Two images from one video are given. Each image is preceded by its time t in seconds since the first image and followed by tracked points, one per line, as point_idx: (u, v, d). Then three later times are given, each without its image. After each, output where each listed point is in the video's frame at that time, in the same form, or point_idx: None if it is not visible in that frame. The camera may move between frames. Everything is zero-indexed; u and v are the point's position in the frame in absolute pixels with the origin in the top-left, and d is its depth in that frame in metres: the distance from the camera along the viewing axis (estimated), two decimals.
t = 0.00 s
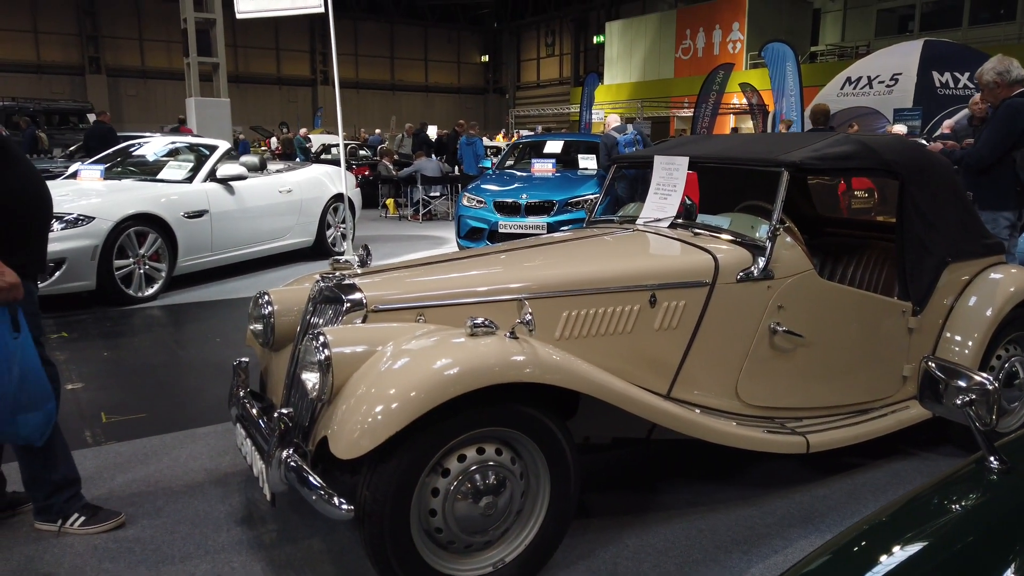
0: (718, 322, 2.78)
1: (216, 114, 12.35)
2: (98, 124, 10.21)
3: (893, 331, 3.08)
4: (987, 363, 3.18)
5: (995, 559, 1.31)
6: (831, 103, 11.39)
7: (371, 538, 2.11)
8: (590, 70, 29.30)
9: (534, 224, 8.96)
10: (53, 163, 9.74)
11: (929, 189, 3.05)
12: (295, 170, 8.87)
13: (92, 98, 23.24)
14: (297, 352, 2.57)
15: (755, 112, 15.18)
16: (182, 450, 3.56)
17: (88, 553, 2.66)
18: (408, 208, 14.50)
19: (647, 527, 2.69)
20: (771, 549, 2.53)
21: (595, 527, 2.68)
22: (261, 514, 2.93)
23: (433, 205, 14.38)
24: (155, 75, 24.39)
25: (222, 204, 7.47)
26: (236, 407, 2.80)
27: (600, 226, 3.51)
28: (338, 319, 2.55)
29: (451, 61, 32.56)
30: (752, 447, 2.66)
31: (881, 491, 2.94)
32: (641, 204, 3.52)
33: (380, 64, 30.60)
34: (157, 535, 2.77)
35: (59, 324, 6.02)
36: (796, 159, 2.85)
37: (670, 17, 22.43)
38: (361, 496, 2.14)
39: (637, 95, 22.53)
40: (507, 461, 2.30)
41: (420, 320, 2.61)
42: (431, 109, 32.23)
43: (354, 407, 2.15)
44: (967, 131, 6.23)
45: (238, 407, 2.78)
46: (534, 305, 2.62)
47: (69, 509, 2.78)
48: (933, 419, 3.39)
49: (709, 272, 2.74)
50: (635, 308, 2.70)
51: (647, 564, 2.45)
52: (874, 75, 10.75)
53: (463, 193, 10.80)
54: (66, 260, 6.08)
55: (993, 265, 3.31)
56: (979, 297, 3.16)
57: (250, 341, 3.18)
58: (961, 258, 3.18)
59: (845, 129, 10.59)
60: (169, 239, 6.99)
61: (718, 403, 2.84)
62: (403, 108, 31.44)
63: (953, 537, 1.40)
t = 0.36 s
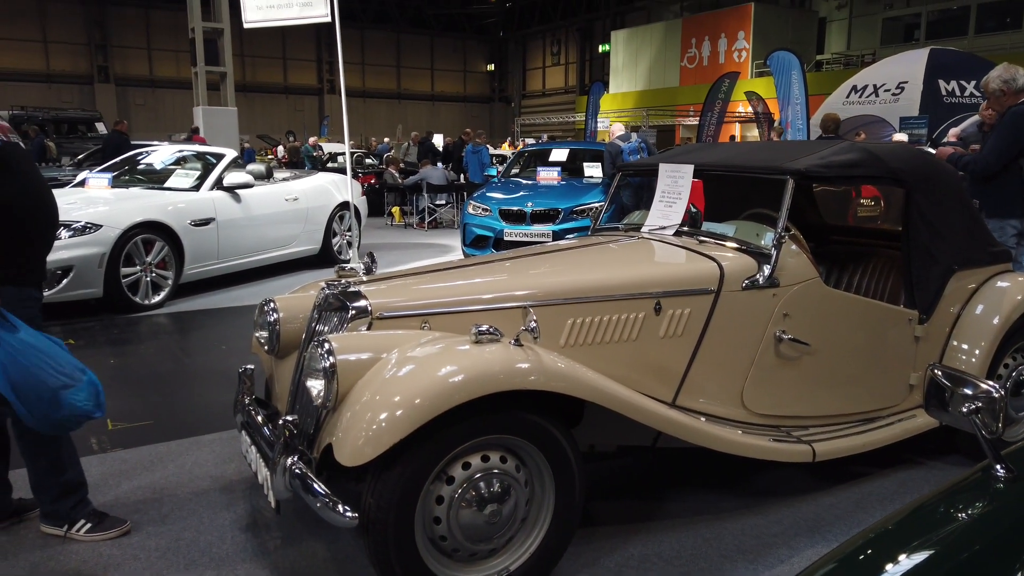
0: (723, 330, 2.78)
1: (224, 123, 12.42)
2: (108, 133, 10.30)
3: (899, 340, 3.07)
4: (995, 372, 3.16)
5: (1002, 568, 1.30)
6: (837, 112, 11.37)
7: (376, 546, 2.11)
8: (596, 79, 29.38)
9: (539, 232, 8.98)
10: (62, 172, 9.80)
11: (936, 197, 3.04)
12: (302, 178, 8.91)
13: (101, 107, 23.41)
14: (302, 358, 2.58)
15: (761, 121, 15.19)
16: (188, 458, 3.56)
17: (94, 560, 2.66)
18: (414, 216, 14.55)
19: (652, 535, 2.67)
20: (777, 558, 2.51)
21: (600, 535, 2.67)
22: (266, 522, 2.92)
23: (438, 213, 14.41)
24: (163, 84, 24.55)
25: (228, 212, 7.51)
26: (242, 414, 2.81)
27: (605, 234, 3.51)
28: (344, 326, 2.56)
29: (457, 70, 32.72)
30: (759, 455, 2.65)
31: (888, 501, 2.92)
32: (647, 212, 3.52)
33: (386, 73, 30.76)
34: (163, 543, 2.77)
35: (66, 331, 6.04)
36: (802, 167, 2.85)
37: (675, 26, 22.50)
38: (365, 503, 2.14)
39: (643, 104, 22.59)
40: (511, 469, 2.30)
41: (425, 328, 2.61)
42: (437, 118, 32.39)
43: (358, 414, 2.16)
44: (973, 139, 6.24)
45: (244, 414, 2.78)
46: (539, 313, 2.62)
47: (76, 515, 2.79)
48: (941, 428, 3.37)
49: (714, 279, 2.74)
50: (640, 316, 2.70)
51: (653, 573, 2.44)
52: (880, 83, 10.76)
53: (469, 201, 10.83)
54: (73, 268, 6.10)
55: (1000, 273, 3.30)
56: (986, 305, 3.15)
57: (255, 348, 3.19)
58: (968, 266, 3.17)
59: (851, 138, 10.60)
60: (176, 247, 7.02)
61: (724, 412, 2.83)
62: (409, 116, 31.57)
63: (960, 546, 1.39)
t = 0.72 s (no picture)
0: (729, 337, 2.77)
1: (231, 132, 12.49)
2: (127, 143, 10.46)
3: (906, 347, 3.06)
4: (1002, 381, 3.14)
5: None
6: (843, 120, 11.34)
7: (379, 553, 2.11)
8: (601, 87, 29.45)
9: (544, 240, 8.99)
10: (70, 180, 9.87)
11: (942, 205, 3.04)
12: (308, 186, 8.95)
13: (109, 116, 23.59)
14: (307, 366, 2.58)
15: (766, 129, 15.20)
16: (193, 465, 3.57)
17: (98, 567, 2.66)
18: (419, 224, 14.59)
19: (658, 544, 2.66)
20: (783, 567, 2.50)
21: (605, 544, 2.66)
22: (270, 529, 2.92)
23: (444, 221, 14.45)
24: (171, 93, 24.72)
25: (235, 220, 7.54)
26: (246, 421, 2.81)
27: (610, 242, 3.52)
28: (348, 333, 2.55)
29: (463, 79, 32.86)
30: (765, 463, 2.64)
31: (896, 510, 2.90)
32: (651, 219, 3.51)
33: (392, 82, 30.92)
34: (167, 550, 2.77)
35: (73, 338, 6.07)
36: (807, 174, 2.85)
37: (681, 34, 22.56)
38: (370, 510, 2.14)
39: (648, 112, 22.65)
40: (515, 476, 2.29)
41: (429, 334, 2.61)
42: (443, 126, 32.55)
43: (362, 421, 2.16)
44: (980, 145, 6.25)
45: (248, 421, 2.79)
46: (543, 320, 2.61)
47: (82, 520, 2.78)
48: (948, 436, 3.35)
49: (719, 287, 2.74)
50: (644, 323, 2.69)
51: None
52: (886, 92, 10.76)
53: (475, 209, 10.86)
54: (80, 276, 6.13)
55: (1007, 281, 3.28)
56: (993, 313, 3.13)
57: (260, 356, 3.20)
58: (975, 273, 3.15)
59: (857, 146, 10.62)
60: (182, 255, 7.05)
61: (729, 420, 2.82)
62: (415, 125, 31.71)
63: (966, 554, 1.38)
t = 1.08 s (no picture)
0: (733, 343, 2.76)
1: (236, 139, 12.56)
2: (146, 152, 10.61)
3: (911, 354, 3.04)
4: (1008, 387, 3.13)
5: None
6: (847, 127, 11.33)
7: (382, 559, 2.10)
8: (605, 95, 29.52)
9: (549, 246, 9.00)
10: (76, 187, 9.93)
11: (947, 210, 3.02)
12: (313, 194, 8.99)
13: (116, 124, 23.72)
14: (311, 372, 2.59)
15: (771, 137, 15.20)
16: (197, 471, 3.57)
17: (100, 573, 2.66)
18: (424, 231, 14.65)
19: (662, 550, 2.65)
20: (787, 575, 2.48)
21: (609, 550, 2.65)
22: (274, 535, 2.92)
23: (448, 228, 14.48)
24: (178, 101, 24.84)
25: (239, 227, 7.57)
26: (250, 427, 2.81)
27: (613, 248, 3.52)
28: (352, 339, 2.56)
29: (467, 87, 32.99)
30: (769, 470, 2.63)
31: (902, 517, 2.88)
32: (655, 226, 3.51)
33: (397, 89, 31.03)
34: (170, 555, 2.77)
35: (77, 345, 6.08)
36: (811, 180, 2.85)
37: (685, 42, 22.61)
38: (372, 516, 2.14)
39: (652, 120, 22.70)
40: (518, 482, 2.28)
41: (433, 340, 2.61)
42: (448, 134, 32.67)
43: (365, 426, 2.16)
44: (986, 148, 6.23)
45: (252, 427, 2.79)
46: (547, 325, 2.61)
47: None
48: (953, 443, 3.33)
49: (723, 293, 2.73)
50: (648, 329, 2.69)
51: None
52: (890, 99, 10.76)
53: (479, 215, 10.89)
54: (86, 282, 6.16)
55: (1013, 287, 3.26)
56: (999, 320, 3.11)
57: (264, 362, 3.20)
58: (980, 280, 3.14)
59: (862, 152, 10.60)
60: (187, 261, 7.08)
61: (733, 426, 2.81)
62: (420, 132, 31.82)
63: (971, 560, 1.37)
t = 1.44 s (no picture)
0: (737, 342, 2.76)
1: (241, 141, 12.60)
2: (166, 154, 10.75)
3: (917, 354, 3.02)
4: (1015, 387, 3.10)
5: None
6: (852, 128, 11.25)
7: (386, 557, 2.10)
8: (610, 96, 29.53)
9: (553, 247, 9.01)
10: (82, 189, 9.97)
11: (953, 209, 3.00)
12: (317, 194, 9.01)
13: (122, 126, 23.82)
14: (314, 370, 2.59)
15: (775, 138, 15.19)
16: (202, 469, 3.57)
17: (106, 570, 2.67)
18: (428, 232, 14.69)
19: (666, 549, 2.64)
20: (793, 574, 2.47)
21: (613, 549, 2.64)
22: (278, 533, 2.92)
23: (453, 229, 14.51)
24: (183, 103, 24.92)
25: (244, 227, 7.59)
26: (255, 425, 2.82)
27: (617, 247, 3.52)
28: (355, 337, 2.56)
29: (472, 89, 33.03)
30: (773, 470, 2.62)
31: (908, 517, 2.86)
32: (659, 225, 3.52)
33: (401, 91, 31.08)
34: (175, 553, 2.78)
35: (83, 344, 6.10)
36: (816, 179, 2.84)
37: (689, 43, 22.62)
38: (376, 513, 2.14)
39: (656, 121, 22.72)
40: (522, 480, 2.28)
41: (437, 338, 2.61)
42: (452, 136, 32.72)
43: (370, 424, 2.16)
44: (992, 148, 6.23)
45: (256, 425, 2.80)
46: (551, 323, 2.61)
47: None
48: (960, 442, 3.32)
49: (727, 291, 2.72)
50: (652, 328, 2.68)
51: None
52: (895, 100, 10.70)
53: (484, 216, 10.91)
54: (92, 282, 6.17)
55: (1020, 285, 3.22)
56: (1005, 319, 3.07)
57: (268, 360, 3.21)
58: (986, 279, 3.12)
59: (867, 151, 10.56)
60: (192, 262, 7.09)
61: (737, 425, 2.80)
62: (425, 134, 31.88)
63: (975, 557, 1.36)
